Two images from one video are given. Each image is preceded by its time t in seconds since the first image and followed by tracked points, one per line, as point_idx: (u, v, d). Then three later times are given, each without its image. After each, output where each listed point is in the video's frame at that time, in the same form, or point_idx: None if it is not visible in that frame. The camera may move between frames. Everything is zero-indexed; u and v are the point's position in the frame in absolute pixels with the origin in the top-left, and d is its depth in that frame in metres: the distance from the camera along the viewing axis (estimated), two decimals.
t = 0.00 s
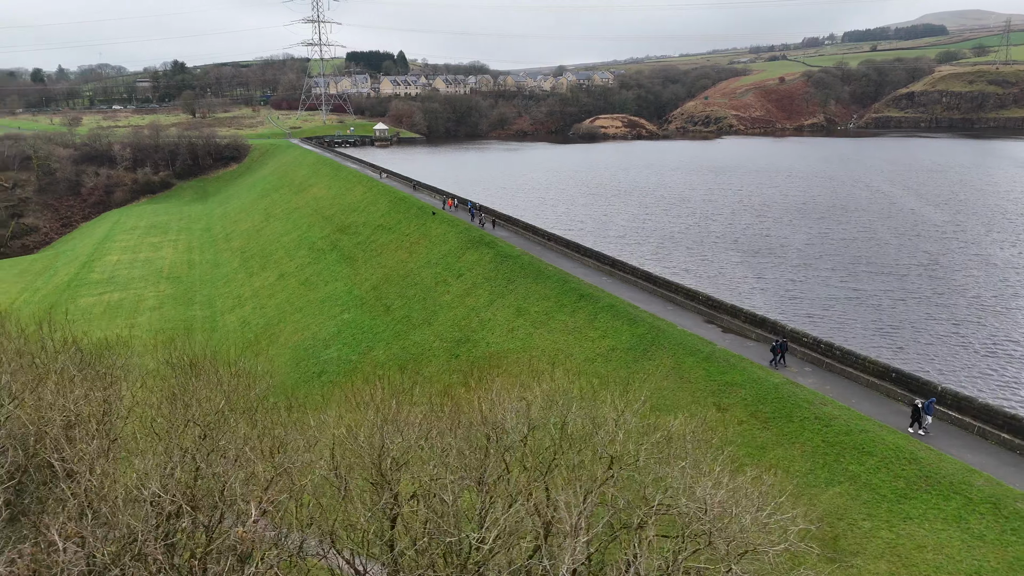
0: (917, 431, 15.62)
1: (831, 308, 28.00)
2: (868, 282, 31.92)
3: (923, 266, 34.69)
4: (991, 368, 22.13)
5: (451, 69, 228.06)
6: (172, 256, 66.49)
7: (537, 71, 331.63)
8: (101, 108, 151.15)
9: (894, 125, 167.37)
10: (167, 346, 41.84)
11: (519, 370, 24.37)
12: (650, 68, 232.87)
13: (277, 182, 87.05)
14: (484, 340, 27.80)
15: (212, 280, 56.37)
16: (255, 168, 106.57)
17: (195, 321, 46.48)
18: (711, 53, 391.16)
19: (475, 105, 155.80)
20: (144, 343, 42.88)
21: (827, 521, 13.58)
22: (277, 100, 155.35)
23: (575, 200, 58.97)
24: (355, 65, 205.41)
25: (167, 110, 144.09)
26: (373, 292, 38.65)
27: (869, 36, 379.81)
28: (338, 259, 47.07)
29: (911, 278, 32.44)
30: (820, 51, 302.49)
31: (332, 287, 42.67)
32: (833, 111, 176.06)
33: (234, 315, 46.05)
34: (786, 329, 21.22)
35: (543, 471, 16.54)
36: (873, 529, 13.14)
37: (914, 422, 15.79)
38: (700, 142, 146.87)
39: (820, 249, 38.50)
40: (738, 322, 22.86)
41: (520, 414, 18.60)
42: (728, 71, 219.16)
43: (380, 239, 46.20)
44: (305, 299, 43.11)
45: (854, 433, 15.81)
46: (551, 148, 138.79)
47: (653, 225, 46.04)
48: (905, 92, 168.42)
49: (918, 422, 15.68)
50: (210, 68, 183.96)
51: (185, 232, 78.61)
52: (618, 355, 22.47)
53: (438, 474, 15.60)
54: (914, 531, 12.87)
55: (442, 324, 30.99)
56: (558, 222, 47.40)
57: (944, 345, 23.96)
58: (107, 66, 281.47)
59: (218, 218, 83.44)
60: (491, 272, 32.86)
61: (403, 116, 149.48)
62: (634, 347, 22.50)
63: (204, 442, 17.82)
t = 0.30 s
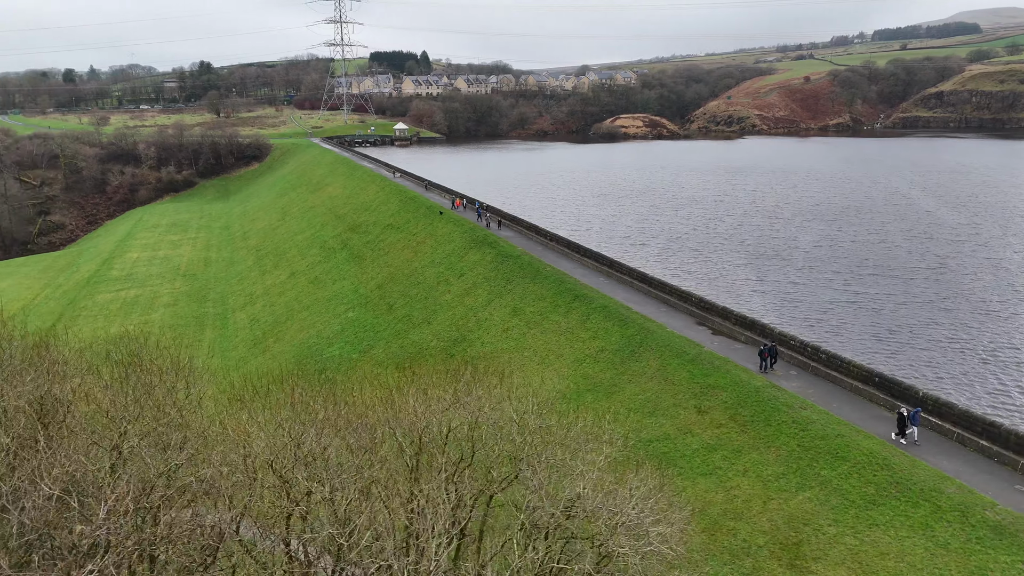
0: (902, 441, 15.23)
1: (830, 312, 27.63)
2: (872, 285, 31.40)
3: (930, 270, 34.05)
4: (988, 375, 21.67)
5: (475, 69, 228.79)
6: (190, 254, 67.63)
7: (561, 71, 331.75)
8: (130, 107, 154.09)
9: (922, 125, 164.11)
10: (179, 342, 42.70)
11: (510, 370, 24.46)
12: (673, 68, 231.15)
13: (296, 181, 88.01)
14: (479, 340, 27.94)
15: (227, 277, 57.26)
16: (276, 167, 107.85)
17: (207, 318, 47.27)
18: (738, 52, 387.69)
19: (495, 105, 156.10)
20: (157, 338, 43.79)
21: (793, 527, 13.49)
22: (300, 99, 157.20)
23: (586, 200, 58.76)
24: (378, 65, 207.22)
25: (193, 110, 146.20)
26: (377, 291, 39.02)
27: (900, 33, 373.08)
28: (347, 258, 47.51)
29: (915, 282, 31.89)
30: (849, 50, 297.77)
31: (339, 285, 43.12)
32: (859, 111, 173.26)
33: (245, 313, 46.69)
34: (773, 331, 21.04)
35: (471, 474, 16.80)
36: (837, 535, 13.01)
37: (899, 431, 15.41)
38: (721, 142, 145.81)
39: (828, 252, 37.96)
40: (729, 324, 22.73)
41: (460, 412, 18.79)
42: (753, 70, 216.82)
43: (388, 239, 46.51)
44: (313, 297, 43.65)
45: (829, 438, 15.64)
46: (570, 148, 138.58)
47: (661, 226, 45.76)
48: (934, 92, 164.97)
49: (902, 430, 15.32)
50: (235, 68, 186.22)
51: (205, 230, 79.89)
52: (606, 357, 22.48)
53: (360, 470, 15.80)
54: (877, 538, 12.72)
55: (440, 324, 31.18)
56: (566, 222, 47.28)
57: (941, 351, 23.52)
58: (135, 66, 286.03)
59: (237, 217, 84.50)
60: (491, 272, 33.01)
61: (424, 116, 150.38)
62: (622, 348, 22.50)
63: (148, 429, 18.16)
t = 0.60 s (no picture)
0: (886, 452, 14.83)
1: (829, 315, 27.18)
2: (877, 289, 30.78)
3: (938, 274, 33.30)
4: (985, 382, 21.13)
5: (497, 69, 229.19)
6: (207, 252, 68.69)
7: (585, 70, 331.12)
8: (157, 107, 156.72)
9: (950, 125, 160.70)
10: (189, 340, 43.43)
11: (502, 371, 24.48)
12: (697, 67, 229.46)
13: (314, 180, 88.84)
14: (475, 340, 28.02)
15: (241, 275, 58.03)
16: (296, 167, 108.96)
17: (218, 316, 47.96)
18: (764, 51, 383.42)
19: (515, 105, 156.20)
20: (168, 335, 44.59)
21: (759, 531, 13.37)
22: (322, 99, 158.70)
23: (597, 201, 58.53)
24: (401, 65, 208.65)
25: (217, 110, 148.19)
26: (382, 290, 39.32)
27: (931, 32, 366.44)
28: (356, 257, 47.91)
29: (921, 286, 31.17)
30: (879, 48, 292.78)
31: (346, 284, 43.51)
32: (885, 111, 170.28)
33: (256, 311, 47.28)
34: (762, 334, 20.84)
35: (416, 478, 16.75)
36: (801, 540, 12.88)
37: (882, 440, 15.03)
38: (743, 142, 144.39)
39: (837, 255, 37.24)
40: (720, 327, 22.54)
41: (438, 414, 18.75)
42: (778, 69, 214.21)
43: (396, 238, 46.75)
44: (322, 295, 44.10)
45: (804, 442, 15.49)
46: (589, 148, 138.20)
47: (669, 227, 45.37)
48: (964, 91, 161.36)
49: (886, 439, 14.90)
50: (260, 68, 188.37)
51: (223, 228, 81.00)
52: (595, 358, 22.43)
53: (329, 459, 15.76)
54: (841, 543, 12.56)
55: (438, 324, 31.30)
56: (573, 223, 47.11)
57: (938, 356, 22.98)
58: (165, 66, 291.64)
59: (255, 216, 85.49)
60: (491, 272, 33.07)
61: (444, 116, 151.03)
62: (612, 349, 22.46)
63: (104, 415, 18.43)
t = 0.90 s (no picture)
0: (867, 460, 14.48)
1: (828, 318, 26.75)
2: (883, 291, 30.15)
3: (947, 277, 32.54)
4: (979, 389, 20.66)
5: (519, 69, 229.15)
6: (223, 250, 69.53)
7: (607, 70, 329.92)
8: (181, 107, 158.90)
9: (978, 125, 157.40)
10: (199, 337, 44.04)
11: (494, 371, 24.57)
12: (720, 66, 227.50)
13: (331, 180, 89.51)
14: (471, 339, 28.08)
15: (254, 274, 58.66)
16: (314, 166, 109.90)
17: (228, 313, 48.54)
18: (790, 50, 378.95)
19: (535, 105, 156.10)
20: (178, 332, 45.22)
21: (725, 535, 13.23)
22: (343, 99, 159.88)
23: (608, 201, 58.21)
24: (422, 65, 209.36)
25: (240, 110, 149.95)
26: (387, 289, 39.59)
27: (963, 30, 359.35)
28: (365, 256, 48.25)
29: (927, 288, 30.49)
30: (908, 47, 287.87)
31: (353, 283, 43.86)
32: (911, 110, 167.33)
33: (265, 309, 47.78)
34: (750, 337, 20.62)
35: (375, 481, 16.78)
36: (766, 545, 12.74)
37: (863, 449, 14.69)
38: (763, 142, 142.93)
39: (845, 257, 36.61)
40: (711, 329, 22.37)
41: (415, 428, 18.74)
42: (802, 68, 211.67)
43: (404, 237, 46.95)
44: (329, 293, 44.51)
45: (781, 446, 15.33)
46: (608, 148, 137.69)
47: (677, 228, 44.94)
48: (993, 91, 158.01)
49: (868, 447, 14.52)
50: (283, 68, 190.17)
51: (241, 227, 81.95)
52: (583, 359, 22.38)
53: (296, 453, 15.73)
54: (805, 549, 12.44)
55: (437, 323, 31.43)
56: (581, 223, 46.91)
57: (934, 362, 22.51)
58: (192, 66, 295.48)
59: (273, 215, 86.36)
60: (491, 272, 33.12)
61: (463, 116, 151.36)
62: (601, 350, 22.39)
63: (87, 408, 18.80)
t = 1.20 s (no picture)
0: (850, 472, 14.09)
1: (825, 320, 26.40)
2: (883, 295, 29.69)
3: (952, 280, 31.95)
4: (971, 396, 20.29)
5: (539, 69, 229.20)
6: (238, 248, 70.31)
7: (628, 69, 328.72)
8: (204, 107, 161.03)
9: (1006, 125, 154.19)
10: (208, 334, 44.69)
11: (485, 371, 24.64)
12: (742, 66, 225.51)
13: (346, 179, 89.97)
14: (468, 339, 28.20)
15: (266, 272, 59.27)
16: (332, 166, 110.75)
17: (239, 311, 49.25)
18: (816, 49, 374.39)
19: (553, 105, 156.01)
20: (188, 329, 45.92)
21: (691, 539, 13.17)
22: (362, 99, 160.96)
23: (618, 201, 58.02)
24: (442, 66, 210.12)
25: (261, 110, 151.46)
26: (390, 288, 39.89)
27: (993, 28, 352.66)
28: (372, 255, 48.61)
29: (931, 292, 29.93)
30: (935, 46, 282.92)
31: (359, 282, 44.21)
32: (937, 109, 164.11)
33: (274, 307, 48.25)
34: (738, 341, 20.49)
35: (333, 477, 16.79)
36: (730, 550, 12.65)
37: (845, 459, 14.34)
38: (784, 142, 141.48)
39: (851, 260, 36.07)
40: (701, 331, 22.27)
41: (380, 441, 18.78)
42: (825, 68, 209.09)
43: (412, 237, 47.19)
44: (336, 292, 44.96)
45: (756, 450, 15.21)
46: (625, 148, 137.14)
47: (684, 229, 44.56)
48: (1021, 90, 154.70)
49: (849, 458, 14.16)
50: (304, 68, 191.69)
51: (257, 225, 82.73)
52: (570, 360, 22.38)
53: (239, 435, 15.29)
54: (768, 555, 12.34)
55: (435, 323, 31.62)
56: (587, 224, 46.77)
57: (928, 368, 22.11)
58: (217, 66, 299.50)
59: (288, 213, 87.09)
60: (490, 273, 33.22)
61: (481, 115, 151.66)
62: (589, 351, 22.40)
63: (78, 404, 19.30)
